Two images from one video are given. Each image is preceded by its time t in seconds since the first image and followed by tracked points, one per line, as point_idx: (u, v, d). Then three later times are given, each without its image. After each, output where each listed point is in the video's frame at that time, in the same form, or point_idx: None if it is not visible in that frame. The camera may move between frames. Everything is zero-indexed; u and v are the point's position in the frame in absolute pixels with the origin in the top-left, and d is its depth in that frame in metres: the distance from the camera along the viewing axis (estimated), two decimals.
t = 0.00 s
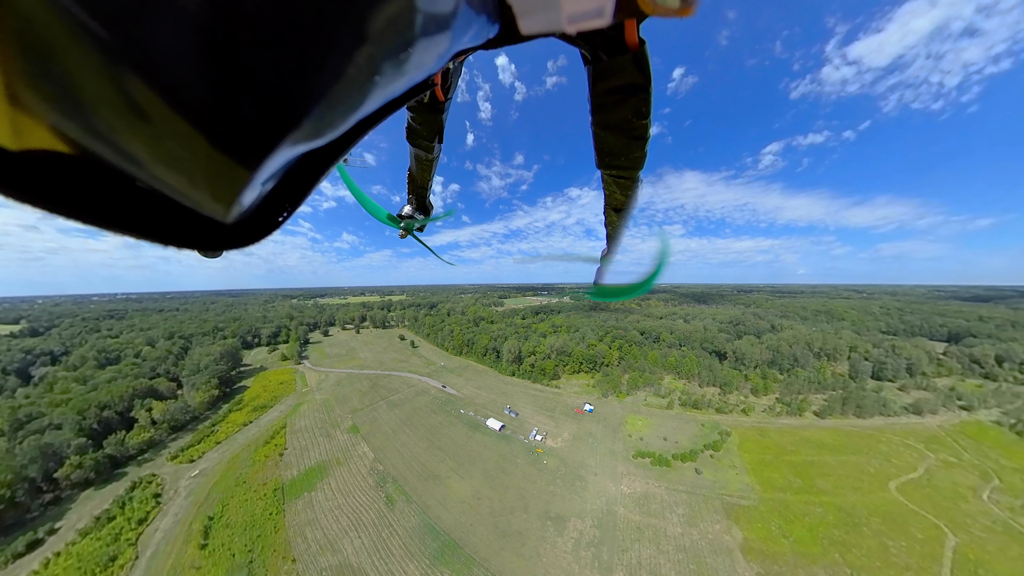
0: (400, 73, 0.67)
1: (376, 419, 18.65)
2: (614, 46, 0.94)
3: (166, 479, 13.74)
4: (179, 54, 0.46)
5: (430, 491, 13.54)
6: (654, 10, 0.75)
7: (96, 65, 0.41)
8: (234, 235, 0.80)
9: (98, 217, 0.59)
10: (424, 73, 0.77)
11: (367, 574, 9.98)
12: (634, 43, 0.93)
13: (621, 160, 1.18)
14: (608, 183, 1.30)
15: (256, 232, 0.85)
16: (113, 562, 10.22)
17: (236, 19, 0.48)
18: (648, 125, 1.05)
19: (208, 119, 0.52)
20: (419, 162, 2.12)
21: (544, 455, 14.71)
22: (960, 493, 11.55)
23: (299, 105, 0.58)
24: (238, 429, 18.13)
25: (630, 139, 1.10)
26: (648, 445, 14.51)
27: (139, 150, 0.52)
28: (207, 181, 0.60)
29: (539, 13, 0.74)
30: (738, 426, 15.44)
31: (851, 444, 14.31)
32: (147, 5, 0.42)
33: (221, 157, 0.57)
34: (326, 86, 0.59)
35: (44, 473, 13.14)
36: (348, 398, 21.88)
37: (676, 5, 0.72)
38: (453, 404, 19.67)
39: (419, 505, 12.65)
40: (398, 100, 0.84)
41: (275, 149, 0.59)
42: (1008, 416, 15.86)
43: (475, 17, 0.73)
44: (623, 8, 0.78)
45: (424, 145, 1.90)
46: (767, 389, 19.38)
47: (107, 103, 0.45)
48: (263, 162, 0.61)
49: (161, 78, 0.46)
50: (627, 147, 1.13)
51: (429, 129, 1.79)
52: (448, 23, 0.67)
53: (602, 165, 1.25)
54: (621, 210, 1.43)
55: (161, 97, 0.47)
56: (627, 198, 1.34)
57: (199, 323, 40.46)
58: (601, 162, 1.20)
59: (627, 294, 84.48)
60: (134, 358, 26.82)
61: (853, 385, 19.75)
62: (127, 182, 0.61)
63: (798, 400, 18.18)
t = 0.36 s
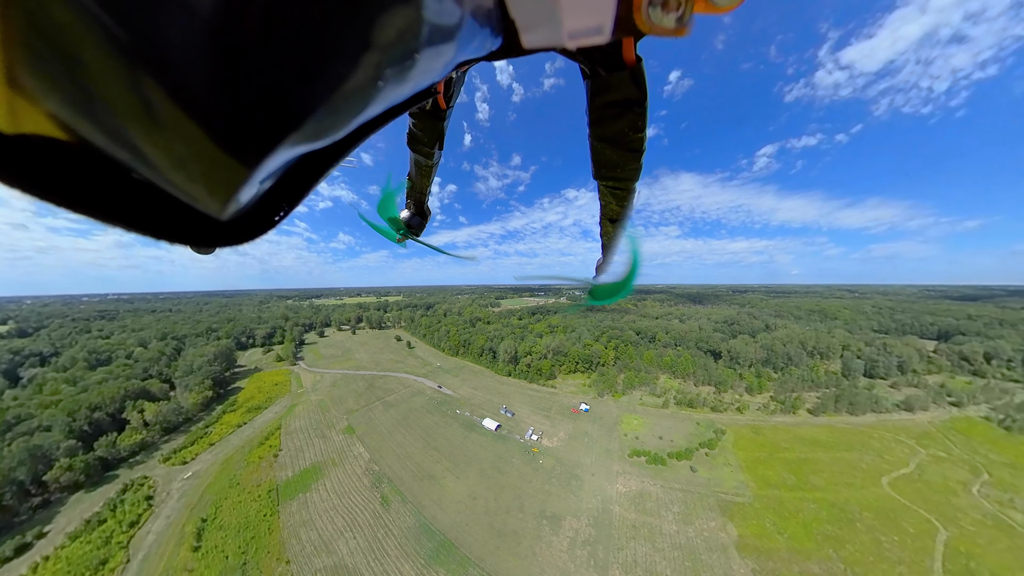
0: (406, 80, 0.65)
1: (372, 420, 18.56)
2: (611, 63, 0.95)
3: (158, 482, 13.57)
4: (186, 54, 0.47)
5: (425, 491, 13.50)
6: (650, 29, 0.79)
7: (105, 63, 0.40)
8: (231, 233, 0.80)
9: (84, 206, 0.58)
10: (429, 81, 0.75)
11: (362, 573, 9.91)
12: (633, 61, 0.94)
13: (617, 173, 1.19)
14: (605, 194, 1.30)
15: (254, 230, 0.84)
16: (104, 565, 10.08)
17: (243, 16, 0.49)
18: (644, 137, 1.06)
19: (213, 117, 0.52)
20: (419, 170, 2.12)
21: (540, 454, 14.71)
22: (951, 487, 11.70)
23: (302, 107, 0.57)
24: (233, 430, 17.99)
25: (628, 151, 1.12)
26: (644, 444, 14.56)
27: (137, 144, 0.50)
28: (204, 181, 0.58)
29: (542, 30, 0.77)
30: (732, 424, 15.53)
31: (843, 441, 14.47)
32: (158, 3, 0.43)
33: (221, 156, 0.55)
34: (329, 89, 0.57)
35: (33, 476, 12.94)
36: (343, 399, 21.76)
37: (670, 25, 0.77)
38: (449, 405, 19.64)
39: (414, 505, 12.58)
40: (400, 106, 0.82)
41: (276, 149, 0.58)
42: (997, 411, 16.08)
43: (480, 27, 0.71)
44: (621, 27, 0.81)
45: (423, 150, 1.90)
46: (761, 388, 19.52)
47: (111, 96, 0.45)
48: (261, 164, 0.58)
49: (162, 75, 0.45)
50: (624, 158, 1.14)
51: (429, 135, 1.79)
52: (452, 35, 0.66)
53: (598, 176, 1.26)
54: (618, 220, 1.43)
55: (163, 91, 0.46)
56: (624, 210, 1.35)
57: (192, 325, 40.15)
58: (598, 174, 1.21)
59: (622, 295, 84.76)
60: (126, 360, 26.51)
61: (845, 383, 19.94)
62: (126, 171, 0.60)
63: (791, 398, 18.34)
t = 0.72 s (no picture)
0: (412, 90, 0.62)
1: (368, 420, 18.49)
2: (610, 83, 0.94)
3: (151, 484, 13.42)
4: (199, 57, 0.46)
5: (421, 491, 13.44)
6: (647, 53, 0.71)
7: (122, 54, 0.42)
8: (230, 219, 0.80)
9: (68, 187, 0.56)
10: (436, 90, 0.71)
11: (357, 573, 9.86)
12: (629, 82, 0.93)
13: (612, 190, 1.18)
14: (600, 209, 1.29)
15: (254, 219, 0.84)
16: (94, 568, 9.92)
17: (254, 28, 0.48)
18: (640, 156, 1.04)
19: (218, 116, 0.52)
20: (421, 176, 2.13)
21: (536, 454, 14.72)
22: (941, 481, 11.81)
23: (306, 110, 0.58)
24: (227, 431, 17.84)
25: (623, 169, 1.09)
26: (640, 443, 14.63)
27: (142, 128, 0.51)
28: (203, 171, 0.59)
29: (545, 49, 0.72)
30: (727, 423, 15.63)
31: (837, 438, 14.63)
32: (175, 2, 0.43)
33: (221, 149, 0.56)
34: (339, 95, 0.57)
35: (22, 479, 12.74)
36: (339, 400, 21.66)
37: (666, 51, 0.67)
38: (445, 405, 19.62)
39: (410, 505, 12.53)
40: (410, 111, 0.81)
41: (280, 144, 0.59)
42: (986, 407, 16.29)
43: (486, 43, 0.66)
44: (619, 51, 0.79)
45: (425, 159, 1.91)
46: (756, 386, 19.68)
47: (126, 88, 0.46)
48: (262, 160, 0.60)
49: (173, 74, 0.46)
50: (619, 176, 1.12)
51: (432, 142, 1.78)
52: (460, 48, 0.61)
53: (594, 191, 1.24)
54: (611, 235, 1.44)
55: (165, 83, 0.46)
56: (619, 223, 1.34)
57: (186, 327, 39.85)
58: (593, 190, 1.19)
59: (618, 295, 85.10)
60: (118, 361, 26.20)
61: (838, 381, 20.16)
62: (124, 157, 0.60)
63: (785, 397, 18.49)
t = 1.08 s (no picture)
0: (418, 110, 0.65)
1: (363, 420, 18.33)
2: (606, 115, 0.95)
3: (144, 485, 13.26)
4: (221, 55, 0.47)
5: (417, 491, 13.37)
6: (640, 89, 0.68)
7: (155, 45, 0.45)
8: (223, 215, 0.80)
9: (56, 150, 0.57)
10: (442, 113, 0.74)
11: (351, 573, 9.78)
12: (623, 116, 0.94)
13: (605, 214, 1.18)
14: (595, 233, 1.29)
15: (249, 218, 0.83)
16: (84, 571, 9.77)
17: (278, 35, 0.48)
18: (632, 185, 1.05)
19: (227, 109, 0.53)
20: (421, 191, 2.13)
21: (532, 453, 14.71)
22: (934, 477, 11.92)
23: (313, 117, 0.58)
24: (221, 432, 17.67)
25: (617, 196, 1.10)
26: (636, 442, 14.67)
27: (155, 116, 0.52)
28: (206, 162, 0.58)
29: (547, 82, 0.70)
30: (723, 422, 15.70)
31: (831, 434, 14.77)
32: (205, 2, 0.44)
33: (226, 141, 0.56)
34: (344, 106, 0.58)
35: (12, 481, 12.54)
36: (335, 400, 21.55)
37: (658, 88, 0.65)
38: (442, 405, 19.59)
39: (405, 505, 12.46)
40: (415, 130, 0.82)
41: (283, 146, 0.60)
42: (976, 403, 16.51)
43: (495, 72, 0.66)
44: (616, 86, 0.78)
45: (427, 174, 1.92)
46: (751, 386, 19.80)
47: (142, 73, 0.47)
48: (265, 159, 0.60)
49: (194, 66, 0.47)
50: (613, 202, 1.12)
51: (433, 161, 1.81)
52: (469, 76, 0.62)
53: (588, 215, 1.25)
54: (604, 259, 1.43)
55: (182, 72, 0.47)
56: (611, 248, 1.34)
57: (180, 327, 39.53)
58: (586, 214, 1.20)
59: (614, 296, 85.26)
60: (110, 361, 25.91)
61: (833, 379, 20.30)
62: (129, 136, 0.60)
63: (780, 395, 18.61)
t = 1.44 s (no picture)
0: (423, 126, 0.68)
1: (359, 421, 18.31)
2: (599, 146, 0.95)
3: (136, 487, 13.10)
4: (238, 68, 0.49)
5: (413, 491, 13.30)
6: (631, 124, 0.70)
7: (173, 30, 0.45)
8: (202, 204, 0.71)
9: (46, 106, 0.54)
10: (446, 132, 0.77)
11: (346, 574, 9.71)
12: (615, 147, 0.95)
13: (594, 238, 1.21)
14: (585, 256, 1.32)
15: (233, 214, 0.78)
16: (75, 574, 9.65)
17: (296, 44, 0.49)
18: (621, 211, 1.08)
19: (233, 93, 0.52)
20: (417, 203, 2.16)
21: (528, 453, 14.70)
22: (926, 471, 12.05)
23: (322, 123, 0.60)
24: (215, 434, 17.53)
25: (606, 222, 1.13)
26: (632, 440, 14.71)
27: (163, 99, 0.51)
28: (203, 152, 0.57)
29: (546, 112, 0.73)
30: (718, 420, 15.78)
31: (825, 431, 14.90)
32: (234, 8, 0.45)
33: (229, 135, 0.56)
34: (350, 116, 0.59)
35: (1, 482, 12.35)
36: (331, 400, 21.46)
37: (648, 125, 0.67)
38: (438, 405, 19.56)
39: (401, 505, 12.38)
40: (417, 146, 0.83)
41: (283, 142, 0.60)
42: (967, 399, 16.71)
43: (499, 99, 0.69)
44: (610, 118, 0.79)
45: (425, 189, 1.95)
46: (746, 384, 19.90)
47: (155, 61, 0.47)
48: (267, 155, 0.61)
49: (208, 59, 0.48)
50: (604, 226, 1.15)
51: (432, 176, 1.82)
52: (474, 99, 0.65)
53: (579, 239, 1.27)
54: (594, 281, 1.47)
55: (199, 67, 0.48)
56: (600, 270, 1.37)
57: (174, 327, 39.24)
58: (577, 238, 1.23)
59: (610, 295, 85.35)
60: (102, 361, 25.58)
61: (826, 377, 20.46)
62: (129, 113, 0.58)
63: (775, 393, 18.76)
